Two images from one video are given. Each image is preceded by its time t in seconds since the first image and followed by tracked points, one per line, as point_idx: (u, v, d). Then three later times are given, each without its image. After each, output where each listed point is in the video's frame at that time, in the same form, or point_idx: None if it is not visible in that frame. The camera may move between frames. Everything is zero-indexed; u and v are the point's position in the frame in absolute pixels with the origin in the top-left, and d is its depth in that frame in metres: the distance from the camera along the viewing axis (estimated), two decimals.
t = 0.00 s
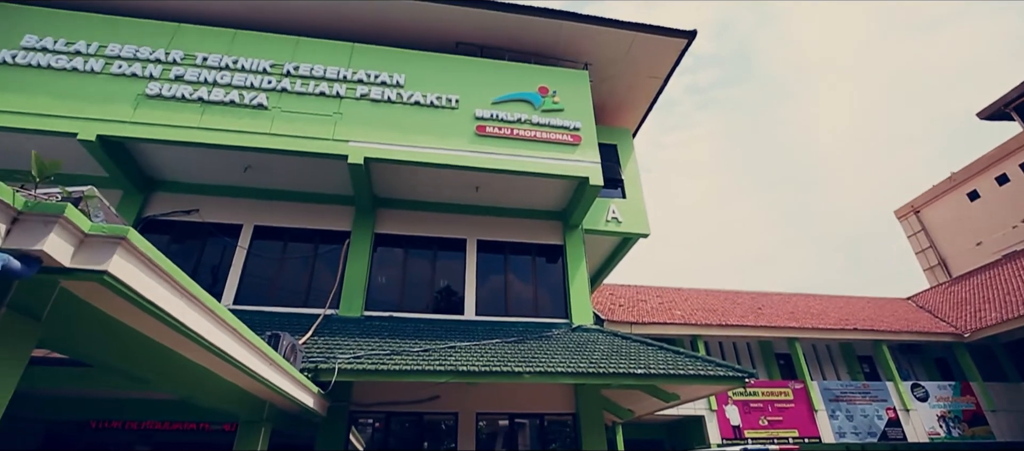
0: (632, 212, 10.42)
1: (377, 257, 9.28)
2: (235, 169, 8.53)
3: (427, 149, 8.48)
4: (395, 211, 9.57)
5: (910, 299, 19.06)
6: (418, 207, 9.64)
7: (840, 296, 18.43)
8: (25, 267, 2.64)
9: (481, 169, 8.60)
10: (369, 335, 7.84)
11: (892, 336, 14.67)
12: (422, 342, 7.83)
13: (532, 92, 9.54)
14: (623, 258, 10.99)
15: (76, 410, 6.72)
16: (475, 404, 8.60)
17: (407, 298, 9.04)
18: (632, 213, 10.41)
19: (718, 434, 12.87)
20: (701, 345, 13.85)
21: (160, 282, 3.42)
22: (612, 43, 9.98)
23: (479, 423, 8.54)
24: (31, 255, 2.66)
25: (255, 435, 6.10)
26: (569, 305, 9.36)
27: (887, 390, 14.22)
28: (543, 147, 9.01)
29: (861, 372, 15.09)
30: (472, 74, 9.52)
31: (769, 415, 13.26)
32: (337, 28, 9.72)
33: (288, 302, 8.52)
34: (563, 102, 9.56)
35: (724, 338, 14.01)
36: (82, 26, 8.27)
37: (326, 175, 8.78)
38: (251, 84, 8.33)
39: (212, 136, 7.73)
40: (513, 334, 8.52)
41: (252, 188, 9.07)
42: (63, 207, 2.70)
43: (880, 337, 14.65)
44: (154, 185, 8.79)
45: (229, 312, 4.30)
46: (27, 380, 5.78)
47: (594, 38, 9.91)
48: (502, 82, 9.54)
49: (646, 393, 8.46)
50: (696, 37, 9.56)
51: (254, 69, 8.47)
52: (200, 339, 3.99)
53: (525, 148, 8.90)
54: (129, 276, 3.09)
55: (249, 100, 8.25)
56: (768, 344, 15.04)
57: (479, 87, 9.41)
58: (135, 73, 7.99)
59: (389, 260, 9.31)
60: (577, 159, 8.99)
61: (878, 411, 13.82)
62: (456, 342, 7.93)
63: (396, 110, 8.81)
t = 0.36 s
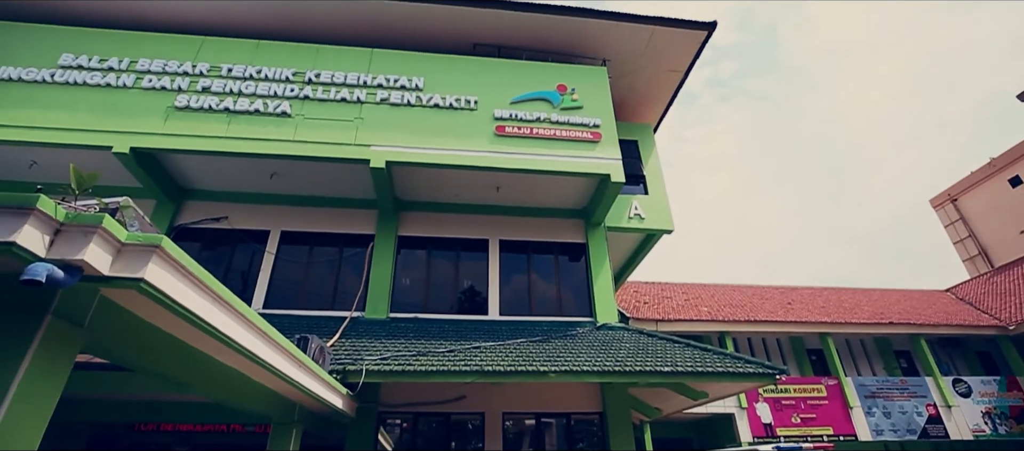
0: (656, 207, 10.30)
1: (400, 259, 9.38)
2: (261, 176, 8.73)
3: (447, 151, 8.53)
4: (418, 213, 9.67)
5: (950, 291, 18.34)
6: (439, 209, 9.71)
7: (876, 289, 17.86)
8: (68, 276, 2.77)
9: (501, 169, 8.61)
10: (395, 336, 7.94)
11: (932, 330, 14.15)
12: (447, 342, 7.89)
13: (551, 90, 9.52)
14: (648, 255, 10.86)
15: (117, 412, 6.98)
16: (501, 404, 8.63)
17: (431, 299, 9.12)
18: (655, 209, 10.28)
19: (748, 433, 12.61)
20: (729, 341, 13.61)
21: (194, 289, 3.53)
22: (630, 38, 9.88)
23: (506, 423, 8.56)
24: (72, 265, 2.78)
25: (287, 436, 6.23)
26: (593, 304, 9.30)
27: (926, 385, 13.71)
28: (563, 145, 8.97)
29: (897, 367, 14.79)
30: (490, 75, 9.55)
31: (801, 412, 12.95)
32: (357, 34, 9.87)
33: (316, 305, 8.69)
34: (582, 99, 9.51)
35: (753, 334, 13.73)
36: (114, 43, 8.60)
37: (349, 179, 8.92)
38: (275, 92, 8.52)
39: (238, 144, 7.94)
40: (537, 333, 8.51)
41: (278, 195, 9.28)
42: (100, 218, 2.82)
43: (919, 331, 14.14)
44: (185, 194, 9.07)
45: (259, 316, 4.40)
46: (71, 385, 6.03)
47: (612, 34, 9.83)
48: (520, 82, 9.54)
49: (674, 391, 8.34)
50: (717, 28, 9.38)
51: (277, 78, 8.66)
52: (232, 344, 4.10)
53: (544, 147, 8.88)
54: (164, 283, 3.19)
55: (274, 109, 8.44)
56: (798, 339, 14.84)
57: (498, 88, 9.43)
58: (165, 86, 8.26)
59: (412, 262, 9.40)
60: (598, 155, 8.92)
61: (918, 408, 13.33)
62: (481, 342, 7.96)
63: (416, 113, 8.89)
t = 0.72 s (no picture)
0: (675, 204, 10.18)
1: (420, 260, 9.45)
2: (282, 182, 8.89)
3: (463, 152, 8.57)
4: (436, 214, 9.73)
5: (984, 283, 17.75)
6: (457, 210, 9.75)
7: (906, 283, 17.37)
8: (100, 282, 2.87)
9: (517, 169, 8.61)
10: (416, 337, 8.00)
11: (966, 324, 13.70)
12: (467, 343, 7.92)
13: (566, 89, 9.48)
14: (668, 252, 10.74)
15: (148, 414, 7.17)
16: (522, 404, 8.63)
17: (451, 300, 9.17)
18: (674, 205, 10.16)
19: (775, 432, 12.40)
20: (753, 338, 13.38)
21: (219, 293, 3.60)
22: (645, 33, 9.79)
23: (528, 422, 8.56)
24: (104, 271, 2.87)
25: (312, 437, 6.31)
26: (613, 302, 9.24)
27: (960, 382, 13.35)
28: (579, 143, 8.93)
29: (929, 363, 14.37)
30: (504, 75, 9.56)
31: (829, 410, 12.67)
32: (372, 39, 9.98)
33: (337, 308, 8.81)
34: (598, 96, 9.45)
35: (778, 330, 13.48)
36: (139, 56, 8.84)
37: (367, 183, 9.02)
38: (294, 99, 8.66)
39: (260, 151, 8.09)
40: (557, 332, 8.49)
41: (299, 200, 9.43)
42: (129, 225, 2.90)
43: (952, 326, 13.71)
44: (210, 201, 9.29)
45: (283, 319, 4.47)
46: (103, 388, 6.22)
47: (626, 30, 9.75)
48: (535, 81, 9.53)
49: (697, 389, 8.24)
50: (733, 20, 9.24)
51: (295, 84, 8.81)
52: (257, 346, 4.18)
53: (561, 145, 8.85)
54: (192, 288, 3.27)
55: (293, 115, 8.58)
56: (825, 335, 14.53)
57: (513, 87, 9.43)
58: (188, 96, 8.47)
59: (432, 263, 9.46)
60: (615, 153, 8.86)
61: (952, 405, 12.95)
62: (501, 342, 7.97)
63: (432, 115, 8.95)
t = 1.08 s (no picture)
0: (695, 200, 10.05)
1: (439, 261, 9.51)
2: (303, 186, 9.04)
3: (480, 153, 8.60)
4: (454, 215, 9.78)
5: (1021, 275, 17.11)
6: (475, 210, 9.78)
7: (938, 276, 16.85)
8: (131, 288, 2.96)
9: (534, 168, 8.60)
10: (437, 338, 8.05)
11: (1002, 317, 13.25)
12: (488, 343, 7.94)
13: (581, 86, 9.43)
14: (688, 248, 10.61)
15: (179, 416, 7.36)
16: (544, 403, 8.63)
17: (471, 300, 9.21)
18: (694, 201, 10.04)
19: (802, 430, 12.21)
20: (778, 334, 13.15)
21: (245, 298, 3.68)
22: (660, 28, 9.68)
23: (550, 421, 8.55)
24: (134, 277, 2.97)
25: (338, 437, 6.38)
26: (633, 300, 9.16)
27: (998, 377, 12.97)
28: (596, 140, 8.87)
29: (964, 358, 13.97)
30: (519, 74, 9.56)
31: (859, 407, 12.34)
32: (388, 43, 10.07)
33: (359, 310, 8.92)
34: (614, 93, 9.38)
35: (804, 326, 13.21)
36: (163, 67, 9.08)
37: (386, 185, 9.11)
38: (312, 104, 8.79)
39: (281, 157, 8.24)
40: (578, 331, 8.45)
41: (319, 204, 9.57)
42: (157, 232, 2.99)
43: (989, 319, 13.25)
44: (234, 207, 9.49)
45: (306, 322, 4.54)
46: (135, 391, 6.40)
47: (641, 25, 9.66)
48: (550, 79, 9.50)
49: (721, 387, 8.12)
50: (750, 11, 9.08)
51: (313, 90, 8.94)
52: (282, 349, 4.26)
53: (577, 143, 8.81)
54: (218, 293, 3.35)
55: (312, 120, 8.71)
56: (853, 330, 14.18)
57: (528, 87, 9.42)
58: (210, 105, 8.67)
59: (451, 264, 9.51)
60: (632, 150, 8.79)
61: (988, 401, 12.62)
62: (522, 342, 7.97)
63: (448, 117, 9.00)
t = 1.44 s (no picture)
0: (716, 195, 9.90)
1: (459, 262, 9.56)
2: (323, 191, 9.17)
3: (497, 153, 8.61)
4: (472, 216, 9.82)
5: None
6: (493, 210, 9.81)
7: (972, 268, 16.29)
8: (161, 293, 3.04)
9: (552, 167, 8.58)
10: (458, 339, 8.09)
11: None
12: (509, 343, 7.94)
13: (597, 84, 9.36)
14: (710, 244, 10.45)
15: (208, 418, 7.54)
16: (566, 402, 8.60)
17: (491, 300, 9.23)
18: (715, 196, 9.89)
19: (832, 428, 11.92)
20: (804, 330, 12.89)
21: (270, 301, 3.75)
22: (676, 22, 9.57)
23: (573, 421, 8.53)
24: (164, 283, 3.05)
25: (363, 437, 6.45)
26: (655, 297, 9.07)
27: None
28: (613, 137, 8.80)
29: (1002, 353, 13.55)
30: (534, 73, 9.54)
31: (891, 404, 12.02)
32: (403, 46, 10.15)
33: (381, 312, 9.03)
34: (630, 89, 9.29)
35: (832, 322, 12.91)
36: (186, 78, 9.32)
37: (405, 188, 9.19)
38: (330, 110, 8.92)
39: (301, 162, 8.38)
40: (599, 330, 8.39)
41: (340, 208, 9.71)
42: (184, 239, 3.07)
43: None
44: (257, 212, 9.68)
45: (329, 324, 4.60)
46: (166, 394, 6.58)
47: (656, 20, 9.56)
48: (565, 77, 9.47)
49: (746, 385, 7.98)
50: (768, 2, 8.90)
51: (331, 95, 9.07)
52: (308, 351, 4.33)
53: (594, 141, 8.76)
54: (244, 297, 3.42)
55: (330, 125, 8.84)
56: (884, 325, 13.81)
57: (543, 85, 9.41)
58: (232, 113, 8.86)
59: (471, 265, 9.55)
60: (650, 146, 8.70)
61: None
62: (543, 341, 7.96)
63: (464, 118, 9.03)
